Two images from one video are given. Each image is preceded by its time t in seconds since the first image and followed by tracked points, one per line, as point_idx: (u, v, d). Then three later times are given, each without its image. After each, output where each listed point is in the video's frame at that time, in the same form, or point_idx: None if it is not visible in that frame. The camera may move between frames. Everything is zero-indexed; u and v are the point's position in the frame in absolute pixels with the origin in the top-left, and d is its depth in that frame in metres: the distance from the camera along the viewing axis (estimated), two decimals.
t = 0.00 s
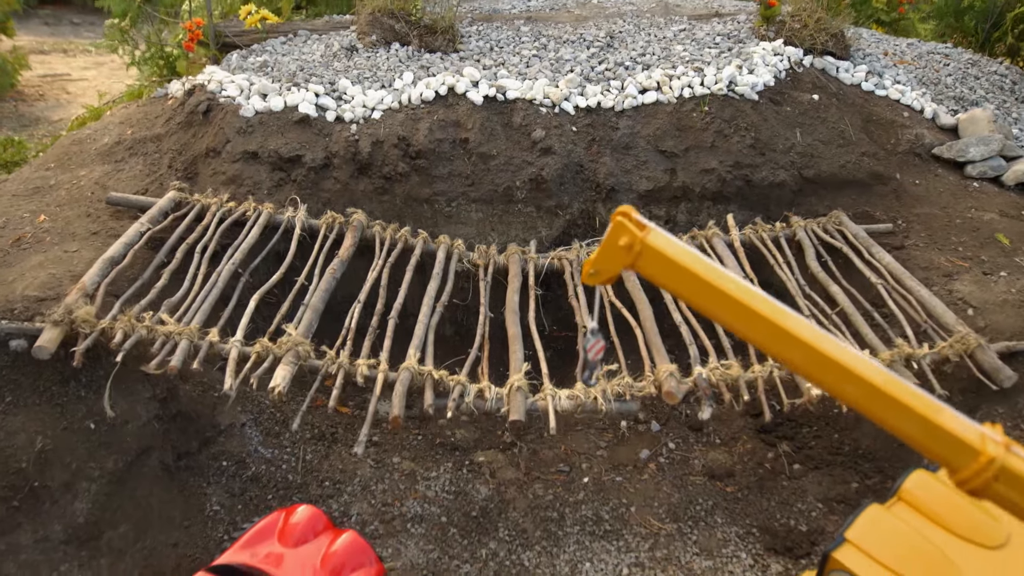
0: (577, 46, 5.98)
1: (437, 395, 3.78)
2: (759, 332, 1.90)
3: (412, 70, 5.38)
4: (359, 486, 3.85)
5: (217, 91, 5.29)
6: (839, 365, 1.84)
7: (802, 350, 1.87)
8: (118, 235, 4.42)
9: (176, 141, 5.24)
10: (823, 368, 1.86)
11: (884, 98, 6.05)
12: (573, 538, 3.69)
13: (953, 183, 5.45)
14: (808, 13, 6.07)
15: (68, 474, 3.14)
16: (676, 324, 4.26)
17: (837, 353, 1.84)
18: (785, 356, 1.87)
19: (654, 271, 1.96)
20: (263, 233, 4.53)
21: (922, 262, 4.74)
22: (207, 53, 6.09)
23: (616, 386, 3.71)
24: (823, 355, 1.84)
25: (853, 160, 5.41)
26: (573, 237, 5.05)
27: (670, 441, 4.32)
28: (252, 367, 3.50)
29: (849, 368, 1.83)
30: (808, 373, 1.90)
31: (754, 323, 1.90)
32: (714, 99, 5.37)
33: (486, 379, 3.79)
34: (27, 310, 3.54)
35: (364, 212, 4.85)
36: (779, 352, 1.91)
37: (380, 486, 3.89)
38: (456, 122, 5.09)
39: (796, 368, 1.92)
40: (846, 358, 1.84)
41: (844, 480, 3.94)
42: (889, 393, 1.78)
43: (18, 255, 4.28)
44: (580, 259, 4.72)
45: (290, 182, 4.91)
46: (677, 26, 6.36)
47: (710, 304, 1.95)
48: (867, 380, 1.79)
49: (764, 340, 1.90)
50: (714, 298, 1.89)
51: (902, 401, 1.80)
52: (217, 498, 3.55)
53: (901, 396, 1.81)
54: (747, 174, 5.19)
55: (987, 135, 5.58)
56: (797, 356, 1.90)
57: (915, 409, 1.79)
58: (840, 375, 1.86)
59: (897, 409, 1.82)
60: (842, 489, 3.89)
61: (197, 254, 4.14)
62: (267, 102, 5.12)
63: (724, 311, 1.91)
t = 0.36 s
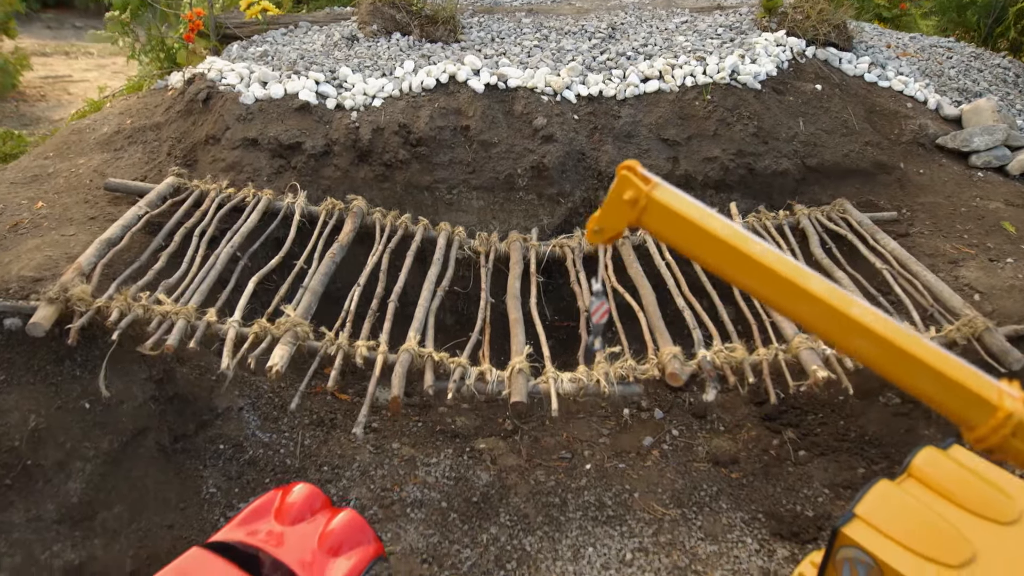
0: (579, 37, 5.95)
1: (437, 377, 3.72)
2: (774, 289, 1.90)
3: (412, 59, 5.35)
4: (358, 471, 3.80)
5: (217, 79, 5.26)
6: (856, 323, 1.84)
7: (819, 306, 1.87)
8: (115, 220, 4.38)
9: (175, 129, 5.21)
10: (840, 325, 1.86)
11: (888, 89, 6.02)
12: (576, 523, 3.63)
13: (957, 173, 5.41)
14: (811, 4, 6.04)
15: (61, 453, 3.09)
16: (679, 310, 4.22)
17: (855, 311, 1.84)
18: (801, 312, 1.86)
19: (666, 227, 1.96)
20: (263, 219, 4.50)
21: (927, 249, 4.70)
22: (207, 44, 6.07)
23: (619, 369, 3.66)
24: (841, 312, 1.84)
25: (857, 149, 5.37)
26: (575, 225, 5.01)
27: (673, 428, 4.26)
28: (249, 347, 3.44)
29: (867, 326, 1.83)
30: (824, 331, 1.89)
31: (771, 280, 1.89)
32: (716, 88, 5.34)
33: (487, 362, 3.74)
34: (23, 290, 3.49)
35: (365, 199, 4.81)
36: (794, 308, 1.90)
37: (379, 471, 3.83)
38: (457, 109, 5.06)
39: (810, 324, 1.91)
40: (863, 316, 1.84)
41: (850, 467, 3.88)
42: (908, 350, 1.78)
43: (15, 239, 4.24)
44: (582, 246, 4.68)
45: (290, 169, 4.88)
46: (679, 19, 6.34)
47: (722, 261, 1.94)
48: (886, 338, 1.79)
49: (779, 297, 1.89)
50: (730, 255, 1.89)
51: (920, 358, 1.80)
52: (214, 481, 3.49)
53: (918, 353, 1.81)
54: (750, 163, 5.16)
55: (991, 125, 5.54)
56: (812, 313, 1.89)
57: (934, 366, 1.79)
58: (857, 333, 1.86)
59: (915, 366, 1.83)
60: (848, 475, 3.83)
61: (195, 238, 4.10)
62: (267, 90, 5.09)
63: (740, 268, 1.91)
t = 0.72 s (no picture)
0: (580, 28, 5.92)
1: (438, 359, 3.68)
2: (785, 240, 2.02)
3: (414, 47, 5.34)
4: (357, 454, 3.74)
5: (217, 67, 5.24)
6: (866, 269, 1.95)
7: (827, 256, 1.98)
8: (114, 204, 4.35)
9: (175, 117, 5.18)
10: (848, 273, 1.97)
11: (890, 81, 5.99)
12: (578, 507, 3.57)
13: (961, 162, 5.38)
14: None
15: (56, 429, 3.04)
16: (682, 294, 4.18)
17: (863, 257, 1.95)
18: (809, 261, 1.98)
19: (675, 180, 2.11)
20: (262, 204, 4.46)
21: (932, 235, 4.66)
22: (208, 36, 6.06)
23: (622, 350, 3.61)
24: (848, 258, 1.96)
25: (860, 138, 5.34)
26: (577, 213, 4.97)
27: (677, 414, 4.21)
28: (248, 326, 3.40)
29: (877, 273, 1.93)
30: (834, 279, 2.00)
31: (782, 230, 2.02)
32: (718, 76, 5.32)
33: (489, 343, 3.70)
34: (19, 268, 3.45)
35: (365, 185, 4.78)
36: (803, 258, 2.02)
37: (379, 455, 3.78)
38: (459, 97, 5.04)
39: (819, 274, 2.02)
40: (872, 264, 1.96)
41: (856, 451, 3.83)
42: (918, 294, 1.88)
43: (12, 222, 4.20)
44: (584, 233, 4.65)
45: (290, 156, 4.85)
46: (681, 11, 6.32)
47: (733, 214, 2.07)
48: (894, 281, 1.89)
49: (790, 248, 2.00)
50: (740, 206, 2.02)
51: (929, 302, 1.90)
52: (211, 462, 3.44)
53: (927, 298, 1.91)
54: (753, 151, 5.13)
55: (995, 114, 5.52)
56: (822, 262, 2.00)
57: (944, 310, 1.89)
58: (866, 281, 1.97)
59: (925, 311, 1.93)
60: (855, 460, 3.78)
61: (194, 221, 4.07)
62: (268, 77, 5.06)
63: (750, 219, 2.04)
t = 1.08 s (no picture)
0: (582, 20, 5.87)
1: (439, 341, 3.64)
2: (793, 193, 2.14)
3: (415, 37, 5.33)
4: (357, 439, 3.70)
5: (218, 56, 5.22)
6: (875, 220, 2.03)
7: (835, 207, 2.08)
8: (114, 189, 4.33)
9: (175, 107, 5.17)
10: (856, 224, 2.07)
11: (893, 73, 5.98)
12: (581, 491, 3.52)
13: (965, 153, 5.36)
14: None
15: (52, 407, 3.00)
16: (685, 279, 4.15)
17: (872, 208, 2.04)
18: (814, 212, 2.09)
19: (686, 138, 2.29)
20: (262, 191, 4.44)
21: (937, 222, 4.62)
22: (210, 29, 6.06)
23: (624, 332, 3.59)
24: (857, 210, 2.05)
25: (863, 128, 5.32)
26: (578, 202, 4.95)
27: (680, 401, 4.17)
28: (247, 306, 3.37)
29: (883, 223, 2.04)
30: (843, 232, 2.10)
31: (789, 183, 2.14)
32: (720, 67, 5.31)
33: (490, 325, 3.67)
34: (17, 248, 3.43)
35: (366, 172, 4.75)
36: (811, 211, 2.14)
37: (379, 439, 3.74)
38: (460, 86, 5.03)
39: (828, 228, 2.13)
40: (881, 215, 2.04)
41: (861, 436, 3.79)
42: (923, 242, 1.97)
43: (11, 207, 4.19)
44: (586, 221, 4.63)
45: (290, 144, 4.83)
46: (682, 4, 6.32)
47: (744, 169, 2.21)
48: (898, 228, 1.99)
49: (798, 200, 2.13)
50: (748, 159, 2.18)
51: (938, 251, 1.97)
52: (208, 443, 3.39)
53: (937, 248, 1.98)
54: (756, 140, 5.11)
55: (998, 105, 5.50)
56: (830, 215, 2.11)
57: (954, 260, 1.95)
58: (875, 231, 2.06)
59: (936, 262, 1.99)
60: (860, 444, 3.73)
61: (194, 205, 4.05)
62: (269, 66, 5.05)
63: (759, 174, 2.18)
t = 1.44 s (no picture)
0: (583, 16, 5.85)
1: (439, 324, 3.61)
2: (803, 148, 2.35)
3: (415, 30, 5.34)
4: (355, 425, 3.66)
5: (218, 49, 5.23)
6: (882, 172, 2.22)
7: (844, 159, 2.28)
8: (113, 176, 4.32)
9: (175, 99, 5.17)
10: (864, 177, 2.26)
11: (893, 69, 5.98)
12: (582, 476, 3.47)
13: (966, 145, 5.35)
14: None
15: (47, 385, 2.97)
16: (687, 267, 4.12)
17: (879, 159, 2.22)
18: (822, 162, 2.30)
19: (700, 98, 2.51)
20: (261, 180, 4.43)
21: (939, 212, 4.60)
22: (211, 25, 6.12)
23: (626, 316, 3.56)
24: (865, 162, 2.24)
25: (863, 121, 5.32)
26: (579, 193, 4.93)
27: (682, 389, 4.13)
28: (246, 287, 3.34)
29: (889, 173, 2.22)
30: (852, 184, 2.29)
31: (799, 136, 2.34)
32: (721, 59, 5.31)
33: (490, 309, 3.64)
34: (14, 229, 3.41)
35: (366, 162, 4.74)
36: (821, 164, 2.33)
37: (378, 425, 3.70)
38: (460, 78, 5.03)
39: (839, 181, 2.32)
40: (889, 167, 2.22)
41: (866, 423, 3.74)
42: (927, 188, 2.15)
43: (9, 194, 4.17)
44: (587, 211, 4.61)
45: (290, 134, 4.82)
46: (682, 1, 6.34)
47: (755, 124, 2.43)
48: (901, 175, 2.18)
49: (806, 152, 2.33)
50: (760, 114, 2.40)
51: (943, 201, 2.14)
52: (205, 426, 3.34)
53: (944, 197, 2.15)
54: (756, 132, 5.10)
55: (998, 99, 5.50)
56: (840, 167, 2.30)
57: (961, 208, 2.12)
58: (882, 182, 2.24)
59: (944, 211, 2.16)
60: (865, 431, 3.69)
61: (192, 191, 4.04)
62: (269, 57, 5.06)
63: (771, 130, 2.39)
